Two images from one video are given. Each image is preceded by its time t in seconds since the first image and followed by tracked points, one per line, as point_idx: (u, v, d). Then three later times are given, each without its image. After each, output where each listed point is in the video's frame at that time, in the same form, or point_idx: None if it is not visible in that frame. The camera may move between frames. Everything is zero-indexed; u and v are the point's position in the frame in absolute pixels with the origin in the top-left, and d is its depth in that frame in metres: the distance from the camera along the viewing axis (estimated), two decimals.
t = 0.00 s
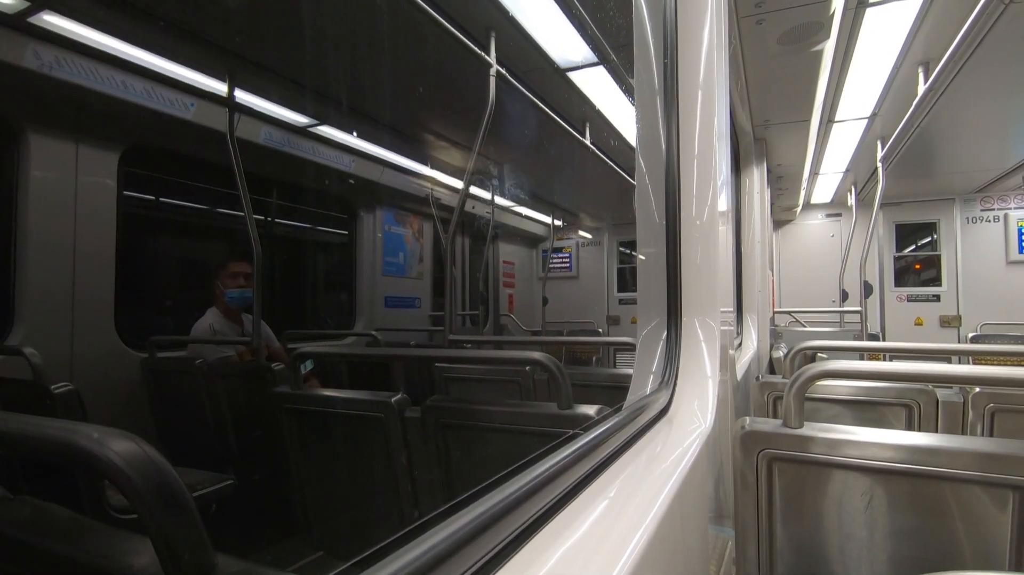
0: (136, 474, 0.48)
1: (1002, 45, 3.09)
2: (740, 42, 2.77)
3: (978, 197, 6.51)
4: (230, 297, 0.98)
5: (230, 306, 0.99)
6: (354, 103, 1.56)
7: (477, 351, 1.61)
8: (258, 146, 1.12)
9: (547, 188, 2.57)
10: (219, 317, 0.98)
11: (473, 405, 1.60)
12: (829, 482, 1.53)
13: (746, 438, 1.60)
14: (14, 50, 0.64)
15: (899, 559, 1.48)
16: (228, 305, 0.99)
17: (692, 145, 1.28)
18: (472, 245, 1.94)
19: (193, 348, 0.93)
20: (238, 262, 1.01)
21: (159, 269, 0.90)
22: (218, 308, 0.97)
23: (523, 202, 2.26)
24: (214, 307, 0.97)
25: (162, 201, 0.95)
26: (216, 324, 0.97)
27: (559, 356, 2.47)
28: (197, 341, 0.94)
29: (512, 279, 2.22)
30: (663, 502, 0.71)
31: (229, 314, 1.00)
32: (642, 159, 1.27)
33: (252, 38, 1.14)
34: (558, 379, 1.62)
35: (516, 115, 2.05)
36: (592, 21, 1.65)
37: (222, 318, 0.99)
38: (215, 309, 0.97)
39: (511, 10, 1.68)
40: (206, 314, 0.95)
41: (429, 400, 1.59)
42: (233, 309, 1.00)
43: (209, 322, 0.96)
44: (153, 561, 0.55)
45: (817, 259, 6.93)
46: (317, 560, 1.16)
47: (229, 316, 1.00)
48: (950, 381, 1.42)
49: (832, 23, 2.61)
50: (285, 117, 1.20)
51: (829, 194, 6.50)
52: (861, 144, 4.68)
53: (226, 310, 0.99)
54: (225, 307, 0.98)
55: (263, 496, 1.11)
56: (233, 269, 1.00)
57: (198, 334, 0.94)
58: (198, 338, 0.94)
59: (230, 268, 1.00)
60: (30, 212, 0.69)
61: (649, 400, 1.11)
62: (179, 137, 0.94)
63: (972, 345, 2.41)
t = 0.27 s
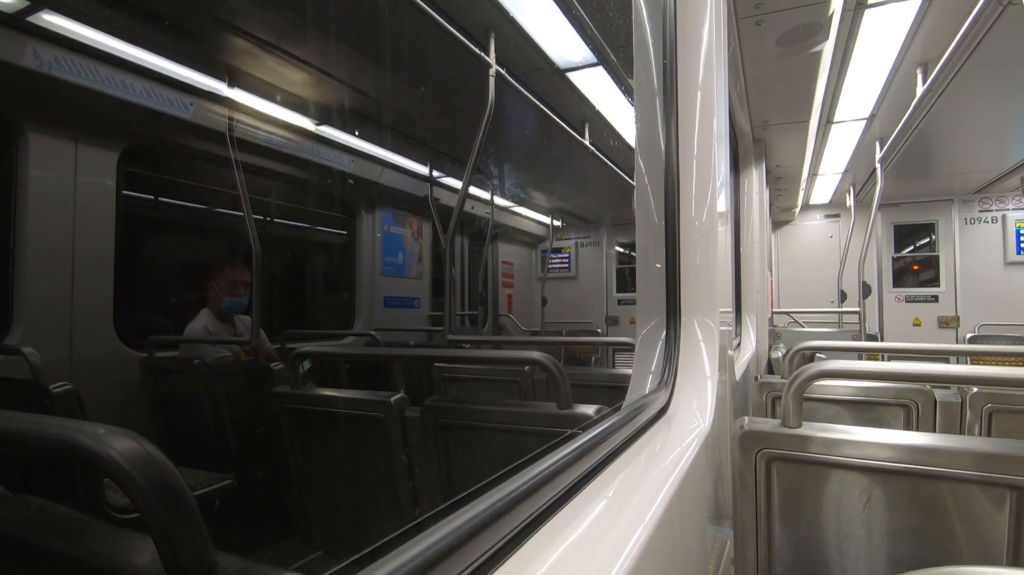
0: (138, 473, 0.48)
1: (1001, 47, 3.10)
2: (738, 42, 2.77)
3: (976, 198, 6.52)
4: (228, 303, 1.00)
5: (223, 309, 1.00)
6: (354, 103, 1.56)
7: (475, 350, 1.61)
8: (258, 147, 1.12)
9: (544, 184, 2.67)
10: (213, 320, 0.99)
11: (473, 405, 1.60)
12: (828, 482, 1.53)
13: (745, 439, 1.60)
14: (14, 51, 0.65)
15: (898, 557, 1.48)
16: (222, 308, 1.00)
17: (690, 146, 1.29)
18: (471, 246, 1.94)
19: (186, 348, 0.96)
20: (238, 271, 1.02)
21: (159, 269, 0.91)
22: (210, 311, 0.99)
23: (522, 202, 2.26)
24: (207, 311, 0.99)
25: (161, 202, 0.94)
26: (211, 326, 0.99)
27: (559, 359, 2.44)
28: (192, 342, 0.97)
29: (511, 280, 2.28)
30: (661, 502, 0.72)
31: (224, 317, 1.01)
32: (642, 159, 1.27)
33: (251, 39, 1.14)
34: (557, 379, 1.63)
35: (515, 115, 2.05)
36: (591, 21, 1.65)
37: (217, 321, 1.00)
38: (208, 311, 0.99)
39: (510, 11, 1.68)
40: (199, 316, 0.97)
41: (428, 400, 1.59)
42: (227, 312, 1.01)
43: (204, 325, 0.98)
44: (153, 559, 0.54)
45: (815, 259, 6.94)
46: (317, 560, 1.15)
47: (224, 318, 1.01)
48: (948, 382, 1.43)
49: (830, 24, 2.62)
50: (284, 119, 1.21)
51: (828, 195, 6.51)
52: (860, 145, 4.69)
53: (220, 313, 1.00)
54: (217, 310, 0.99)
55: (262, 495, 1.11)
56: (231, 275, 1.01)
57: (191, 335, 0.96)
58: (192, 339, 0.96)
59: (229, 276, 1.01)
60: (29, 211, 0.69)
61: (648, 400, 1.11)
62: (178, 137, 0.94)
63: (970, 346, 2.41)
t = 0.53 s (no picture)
0: (137, 472, 0.48)
1: (999, 47, 3.10)
2: (738, 42, 2.77)
3: (975, 198, 6.53)
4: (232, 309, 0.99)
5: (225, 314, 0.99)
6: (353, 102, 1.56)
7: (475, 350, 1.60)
8: (257, 146, 1.12)
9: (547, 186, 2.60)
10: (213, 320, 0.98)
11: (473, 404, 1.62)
12: (826, 481, 1.53)
13: (744, 438, 1.61)
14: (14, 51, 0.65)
15: (897, 557, 1.48)
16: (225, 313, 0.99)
17: (689, 146, 1.28)
18: (470, 245, 1.94)
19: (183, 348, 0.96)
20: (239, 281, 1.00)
21: (158, 268, 0.91)
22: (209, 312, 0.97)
23: (521, 202, 2.26)
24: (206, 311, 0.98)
25: (161, 202, 0.94)
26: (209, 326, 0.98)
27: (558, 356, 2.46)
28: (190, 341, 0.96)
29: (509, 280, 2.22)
30: (660, 501, 0.72)
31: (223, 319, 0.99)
32: (642, 159, 1.28)
33: (250, 37, 1.14)
34: (556, 378, 1.64)
35: (514, 115, 2.05)
36: (590, 21, 1.65)
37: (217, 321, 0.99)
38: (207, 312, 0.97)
39: (510, 11, 1.68)
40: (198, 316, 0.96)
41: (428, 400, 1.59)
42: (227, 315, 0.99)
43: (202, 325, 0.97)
44: (152, 558, 0.54)
45: (815, 259, 6.94)
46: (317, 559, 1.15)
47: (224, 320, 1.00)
48: (947, 381, 1.43)
49: (830, 24, 2.62)
50: (282, 116, 1.19)
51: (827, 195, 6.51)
52: (859, 145, 4.69)
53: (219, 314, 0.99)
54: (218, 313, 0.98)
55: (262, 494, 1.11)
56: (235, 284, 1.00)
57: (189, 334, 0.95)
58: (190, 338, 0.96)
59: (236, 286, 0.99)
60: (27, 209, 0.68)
61: (647, 399, 1.12)
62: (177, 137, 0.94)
63: (969, 345, 2.42)
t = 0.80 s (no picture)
0: (137, 470, 0.48)
1: (998, 46, 3.11)
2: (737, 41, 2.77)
3: (974, 197, 6.54)
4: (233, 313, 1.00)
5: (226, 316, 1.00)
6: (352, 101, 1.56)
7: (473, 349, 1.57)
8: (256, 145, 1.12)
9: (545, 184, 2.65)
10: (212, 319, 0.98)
11: (472, 403, 1.59)
12: (825, 479, 1.54)
13: (742, 436, 1.62)
14: (11, 49, 0.64)
15: (895, 554, 1.49)
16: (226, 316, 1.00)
17: (689, 143, 1.28)
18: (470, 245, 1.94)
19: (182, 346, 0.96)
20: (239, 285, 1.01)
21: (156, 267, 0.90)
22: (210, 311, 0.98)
23: (520, 201, 2.26)
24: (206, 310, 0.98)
25: (160, 199, 0.94)
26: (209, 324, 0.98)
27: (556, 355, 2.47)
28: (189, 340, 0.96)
29: (509, 279, 2.24)
30: (659, 499, 0.72)
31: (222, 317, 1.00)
32: (642, 156, 1.30)
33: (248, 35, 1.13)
34: (555, 377, 1.62)
35: (513, 113, 2.05)
36: (589, 19, 1.65)
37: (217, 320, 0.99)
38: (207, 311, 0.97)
39: (509, 9, 1.68)
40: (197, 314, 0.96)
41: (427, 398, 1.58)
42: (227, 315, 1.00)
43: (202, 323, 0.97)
44: (151, 556, 0.54)
45: (813, 258, 6.95)
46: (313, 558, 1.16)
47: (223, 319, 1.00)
48: (945, 379, 1.43)
49: (829, 23, 2.62)
50: (283, 116, 1.20)
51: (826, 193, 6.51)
52: (858, 143, 4.69)
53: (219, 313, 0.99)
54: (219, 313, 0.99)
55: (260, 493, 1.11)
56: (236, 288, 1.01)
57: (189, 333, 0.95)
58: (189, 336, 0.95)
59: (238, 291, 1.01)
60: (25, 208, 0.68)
61: (646, 397, 1.12)
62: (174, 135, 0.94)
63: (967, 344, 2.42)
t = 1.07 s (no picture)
0: (136, 469, 0.48)
1: (997, 45, 3.11)
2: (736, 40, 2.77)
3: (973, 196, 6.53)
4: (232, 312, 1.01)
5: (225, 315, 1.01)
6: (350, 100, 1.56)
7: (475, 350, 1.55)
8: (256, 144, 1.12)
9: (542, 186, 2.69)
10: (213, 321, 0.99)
11: (472, 402, 1.58)
12: (825, 478, 1.53)
13: (742, 435, 1.62)
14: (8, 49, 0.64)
15: (895, 551, 1.49)
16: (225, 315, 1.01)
17: (689, 142, 1.28)
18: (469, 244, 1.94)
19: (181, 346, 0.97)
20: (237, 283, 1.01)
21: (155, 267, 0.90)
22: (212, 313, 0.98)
23: (519, 200, 2.26)
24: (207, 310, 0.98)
25: (158, 200, 0.93)
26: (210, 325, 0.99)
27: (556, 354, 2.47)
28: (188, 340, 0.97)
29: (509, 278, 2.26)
30: (659, 497, 0.71)
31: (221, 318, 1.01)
32: (642, 155, 1.31)
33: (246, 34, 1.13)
34: (555, 375, 1.61)
35: (512, 112, 2.05)
36: (589, 18, 1.65)
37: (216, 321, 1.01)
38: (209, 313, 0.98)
39: (508, 8, 1.67)
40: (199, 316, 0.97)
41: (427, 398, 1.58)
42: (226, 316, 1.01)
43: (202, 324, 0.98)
44: (151, 556, 0.54)
45: (813, 257, 6.94)
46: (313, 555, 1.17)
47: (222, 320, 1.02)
48: (945, 378, 1.43)
49: (828, 21, 2.61)
50: (282, 116, 1.17)
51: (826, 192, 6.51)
52: (857, 142, 4.69)
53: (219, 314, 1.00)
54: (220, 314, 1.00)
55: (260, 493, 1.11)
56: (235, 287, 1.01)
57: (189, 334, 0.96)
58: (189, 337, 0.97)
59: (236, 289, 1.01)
60: (25, 208, 0.68)
61: (646, 396, 1.12)
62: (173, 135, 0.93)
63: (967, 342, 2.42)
